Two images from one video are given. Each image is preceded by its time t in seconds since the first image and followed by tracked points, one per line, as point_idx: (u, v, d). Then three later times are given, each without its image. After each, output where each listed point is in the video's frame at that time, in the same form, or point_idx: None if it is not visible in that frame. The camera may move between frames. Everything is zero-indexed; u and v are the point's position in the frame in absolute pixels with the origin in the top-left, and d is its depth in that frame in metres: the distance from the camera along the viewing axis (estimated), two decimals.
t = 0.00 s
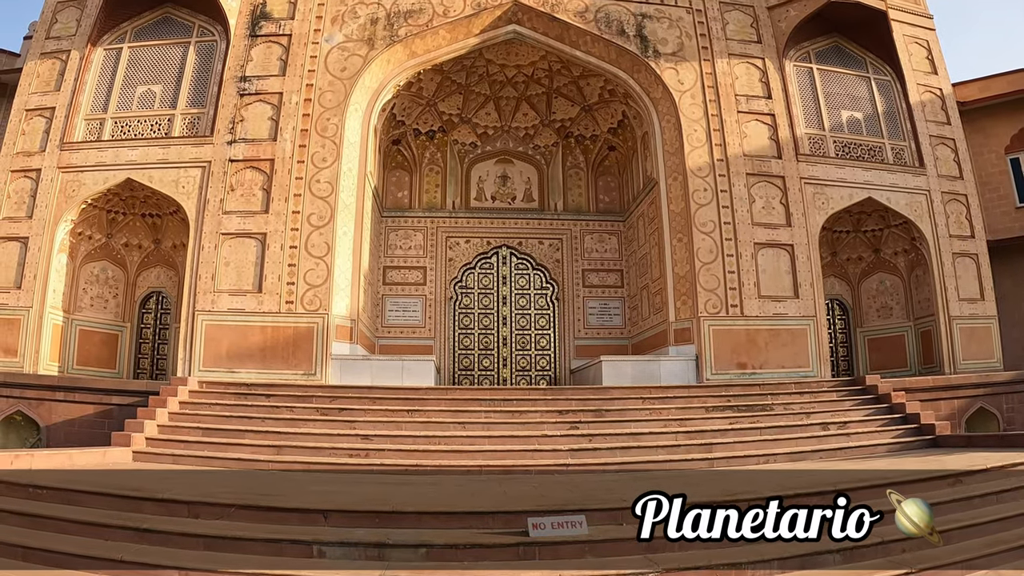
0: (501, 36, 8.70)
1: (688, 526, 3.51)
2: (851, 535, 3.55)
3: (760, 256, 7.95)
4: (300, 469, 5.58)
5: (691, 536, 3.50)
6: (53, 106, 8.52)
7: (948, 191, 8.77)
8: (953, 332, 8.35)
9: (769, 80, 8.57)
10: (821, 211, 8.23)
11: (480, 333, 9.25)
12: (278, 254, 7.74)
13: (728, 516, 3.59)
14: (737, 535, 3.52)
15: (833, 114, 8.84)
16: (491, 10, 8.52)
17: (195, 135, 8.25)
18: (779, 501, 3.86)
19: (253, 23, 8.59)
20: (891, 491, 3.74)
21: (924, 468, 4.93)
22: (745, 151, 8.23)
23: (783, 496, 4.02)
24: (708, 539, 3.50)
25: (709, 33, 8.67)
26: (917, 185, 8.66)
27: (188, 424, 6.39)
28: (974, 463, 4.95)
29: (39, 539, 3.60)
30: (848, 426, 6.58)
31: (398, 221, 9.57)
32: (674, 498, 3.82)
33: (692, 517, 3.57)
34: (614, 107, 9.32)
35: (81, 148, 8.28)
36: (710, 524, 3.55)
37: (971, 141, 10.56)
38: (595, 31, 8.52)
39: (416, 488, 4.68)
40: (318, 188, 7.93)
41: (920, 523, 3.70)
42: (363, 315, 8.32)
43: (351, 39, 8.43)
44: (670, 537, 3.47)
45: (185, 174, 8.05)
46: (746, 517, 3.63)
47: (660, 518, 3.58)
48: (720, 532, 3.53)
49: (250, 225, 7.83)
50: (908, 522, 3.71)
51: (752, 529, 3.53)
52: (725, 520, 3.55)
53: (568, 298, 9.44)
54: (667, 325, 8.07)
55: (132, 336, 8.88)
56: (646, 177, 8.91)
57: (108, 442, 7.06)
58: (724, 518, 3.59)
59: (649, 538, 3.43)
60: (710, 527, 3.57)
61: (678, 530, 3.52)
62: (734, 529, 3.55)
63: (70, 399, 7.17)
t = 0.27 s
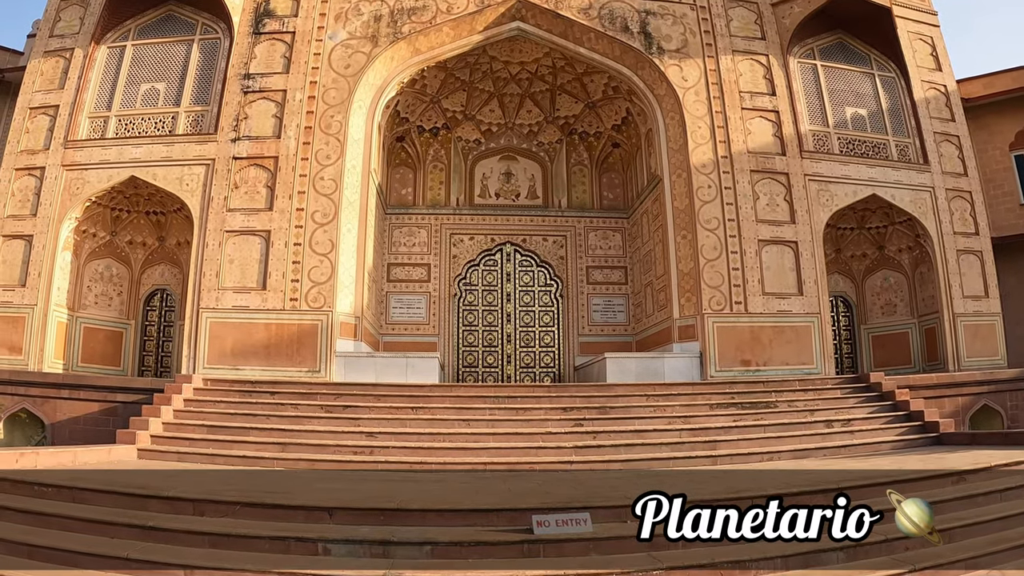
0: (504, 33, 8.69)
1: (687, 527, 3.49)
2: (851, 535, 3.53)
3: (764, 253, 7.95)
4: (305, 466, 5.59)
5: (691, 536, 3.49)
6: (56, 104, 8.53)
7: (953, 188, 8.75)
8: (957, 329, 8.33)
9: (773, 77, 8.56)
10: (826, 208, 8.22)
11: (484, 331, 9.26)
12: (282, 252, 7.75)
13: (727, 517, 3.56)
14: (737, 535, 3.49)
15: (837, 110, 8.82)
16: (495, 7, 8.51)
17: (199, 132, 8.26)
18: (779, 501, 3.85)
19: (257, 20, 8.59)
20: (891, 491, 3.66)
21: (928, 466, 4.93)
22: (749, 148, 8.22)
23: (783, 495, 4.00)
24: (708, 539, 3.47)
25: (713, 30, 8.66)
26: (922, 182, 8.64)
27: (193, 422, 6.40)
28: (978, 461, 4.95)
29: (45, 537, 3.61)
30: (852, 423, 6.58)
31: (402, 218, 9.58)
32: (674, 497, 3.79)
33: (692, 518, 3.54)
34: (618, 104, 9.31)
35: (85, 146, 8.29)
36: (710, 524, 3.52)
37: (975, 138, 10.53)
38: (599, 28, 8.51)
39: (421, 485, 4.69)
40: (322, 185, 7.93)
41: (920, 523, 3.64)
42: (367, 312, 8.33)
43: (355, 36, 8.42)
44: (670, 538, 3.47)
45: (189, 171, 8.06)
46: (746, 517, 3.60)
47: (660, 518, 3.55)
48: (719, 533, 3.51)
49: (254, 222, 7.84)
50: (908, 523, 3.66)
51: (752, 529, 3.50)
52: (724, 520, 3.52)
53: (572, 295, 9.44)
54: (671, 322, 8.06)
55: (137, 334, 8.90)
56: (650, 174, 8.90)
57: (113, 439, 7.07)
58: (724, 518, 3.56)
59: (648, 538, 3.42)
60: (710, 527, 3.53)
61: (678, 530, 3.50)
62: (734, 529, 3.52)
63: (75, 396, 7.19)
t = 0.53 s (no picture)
0: (508, 32, 8.69)
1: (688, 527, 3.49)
2: (851, 535, 3.53)
3: (768, 252, 7.94)
4: (310, 467, 5.59)
5: (692, 536, 3.48)
6: (60, 105, 8.54)
7: (957, 187, 8.74)
8: (962, 329, 8.32)
9: (777, 76, 8.55)
10: (830, 207, 8.21)
11: (488, 330, 9.26)
12: (287, 252, 7.75)
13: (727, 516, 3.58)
14: (737, 535, 3.50)
15: (841, 109, 8.81)
16: (499, 6, 8.50)
17: (203, 132, 8.26)
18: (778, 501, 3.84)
19: (261, 20, 8.59)
20: (891, 491, 3.63)
21: (933, 467, 4.92)
22: (753, 147, 8.21)
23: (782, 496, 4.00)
24: (708, 539, 3.48)
25: (717, 29, 8.65)
26: (926, 181, 8.63)
27: (198, 422, 6.41)
28: (982, 463, 4.94)
29: (52, 540, 3.62)
30: (856, 424, 6.57)
31: (406, 218, 9.58)
32: (675, 497, 3.79)
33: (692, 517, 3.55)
34: (622, 103, 9.30)
35: (89, 147, 8.30)
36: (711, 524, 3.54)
37: (980, 137, 10.51)
38: (603, 27, 8.51)
39: (426, 486, 4.69)
40: (326, 185, 7.93)
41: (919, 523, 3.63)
42: (372, 312, 8.33)
43: (359, 36, 8.43)
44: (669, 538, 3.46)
45: (193, 172, 8.07)
46: (747, 517, 3.61)
47: (660, 518, 3.56)
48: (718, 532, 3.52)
49: (258, 222, 7.85)
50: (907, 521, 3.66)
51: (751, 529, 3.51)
52: (725, 520, 3.54)
53: (576, 294, 9.44)
54: (676, 322, 8.06)
55: (141, 334, 8.91)
56: (654, 173, 8.90)
57: (118, 440, 7.09)
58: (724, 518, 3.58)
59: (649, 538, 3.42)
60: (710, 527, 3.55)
61: (677, 530, 3.50)
62: (734, 529, 3.54)
63: (80, 397, 7.20)
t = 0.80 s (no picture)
0: (512, 34, 8.69)
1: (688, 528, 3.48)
2: (850, 535, 3.54)
3: (772, 253, 7.93)
4: (314, 469, 5.59)
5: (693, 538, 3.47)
6: (64, 106, 8.55)
7: (961, 188, 8.72)
8: (966, 330, 8.31)
9: (781, 77, 8.54)
10: (834, 208, 8.19)
11: (492, 332, 9.26)
12: (290, 254, 7.75)
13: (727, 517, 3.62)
14: (737, 535, 3.53)
15: (845, 110, 8.80)
16: (502, 7, 8.50)
17: (207, 134, 8.26)
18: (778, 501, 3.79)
19: (264, 22, 8.59)
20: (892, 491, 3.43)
21: (938, 469, 4.91)
22: (757, 148, 8.20)
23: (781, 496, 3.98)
24: (708, 540, 3.50)
25: (721, 30, 8.64)
26: (930, 182, 8.61)
27: (202, 425, 6.41)
28: (987, 465, 4.92)
29: (58, 544, 3.61)
30: (861, 426, 6.56)
31: (409, 219, 9.58)
32: (674, 498, 3.77)
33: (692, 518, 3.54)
34: (625, 105, 9.29)
35: (92, 148, 8.31)
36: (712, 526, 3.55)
37: (983, 137, 10.49)
38: (606, 28, 8.50)
39: (431, 490, 4.68)
40: (330, 187, 7.94)
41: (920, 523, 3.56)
42: (376, 313, 8.33)
43: (362, 37, 8.43)
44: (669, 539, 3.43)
45: (196, 173, 8.07)
46: (746, 517, 3.64)
47: (660, 518, 3.56)
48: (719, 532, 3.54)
49: (262, 224, 7.85)
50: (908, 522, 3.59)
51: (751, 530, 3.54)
52: (724, 520, 3.57)
53: (580, 296, 9.43)
54: (680, 323, 8.05)
55: (145, 335, 8.91)
56: (658, 175, 8.89)
57: (122, 442, 7.09)
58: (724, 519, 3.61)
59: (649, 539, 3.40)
60: (711, 527, 3.58)
61: (677, 530, 3.47)
62: (734, 529, 3.58)
63: (84, 399, 7.21)
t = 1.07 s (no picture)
0: (514, 37, 8.69)
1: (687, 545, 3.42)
2: (851, 552, 3.40)
3: (775, 257, 7.92)
4: (318, 475, 5.59)
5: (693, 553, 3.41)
6: (67, 110, 8.56)
7: (964, 191, 8.71)
8: (969, 333, 8.29)
9: (784, 80, 8.53)
10: (837, 212, 8.18)
11: (494, 335, 9.26)
12: (293, 258, 7.75)
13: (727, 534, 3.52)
14: (737, 553, 3.41)
15: (848, 113, 8.79)
16: (505, 11, 8.51)
17: (209, 138, 8.26)
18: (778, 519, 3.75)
19: (267, 25, 8.60)
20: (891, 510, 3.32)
21: (942, 475, 4.90)
22: (760, 151, 8.19)
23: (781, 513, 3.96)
24: (707, 557, 3.40)
25: (723, 33, 8.64)
26: (932, 185, 8.61)
27: (206, 430, 6.42)
28: (991, 471, 4.91)
29: (62, 551, 3.62)
30: (864, 430, 6.55)
31: (412, 223, 9.59)
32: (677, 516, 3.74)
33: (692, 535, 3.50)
34: (628, 108, 9.29)
35: (95, 152, 8.32)
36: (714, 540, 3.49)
37: (986, 139, 10.47)
38: (608, 31, 8.51)
39: (434, 496, 4.68)
40: (333, 191, 7.94)
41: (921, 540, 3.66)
42: (378, 317, 8.33)
43: (365, 41, 8.43)
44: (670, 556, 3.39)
45: (199, 177, 8.08)
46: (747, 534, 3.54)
47: (660, 536, 3.47)
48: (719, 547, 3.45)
49: (265, 228, 7.85)
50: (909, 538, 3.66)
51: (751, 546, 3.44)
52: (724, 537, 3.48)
53: (583, 299, 9.43)
54: (683, 327, 8.05)
55: (148, 339, 8.91)
56: (661, 178, 8.88)
57: (125, 447, 7.09)
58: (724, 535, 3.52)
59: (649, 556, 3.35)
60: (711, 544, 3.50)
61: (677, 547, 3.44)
62: (735, 547, 3.46)
63: (87, 403, 7.22)
